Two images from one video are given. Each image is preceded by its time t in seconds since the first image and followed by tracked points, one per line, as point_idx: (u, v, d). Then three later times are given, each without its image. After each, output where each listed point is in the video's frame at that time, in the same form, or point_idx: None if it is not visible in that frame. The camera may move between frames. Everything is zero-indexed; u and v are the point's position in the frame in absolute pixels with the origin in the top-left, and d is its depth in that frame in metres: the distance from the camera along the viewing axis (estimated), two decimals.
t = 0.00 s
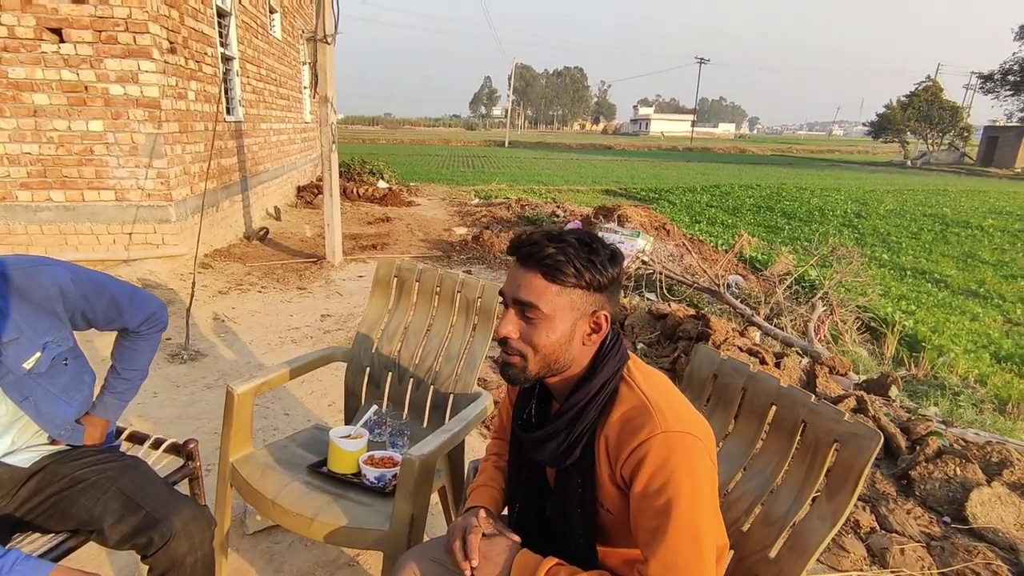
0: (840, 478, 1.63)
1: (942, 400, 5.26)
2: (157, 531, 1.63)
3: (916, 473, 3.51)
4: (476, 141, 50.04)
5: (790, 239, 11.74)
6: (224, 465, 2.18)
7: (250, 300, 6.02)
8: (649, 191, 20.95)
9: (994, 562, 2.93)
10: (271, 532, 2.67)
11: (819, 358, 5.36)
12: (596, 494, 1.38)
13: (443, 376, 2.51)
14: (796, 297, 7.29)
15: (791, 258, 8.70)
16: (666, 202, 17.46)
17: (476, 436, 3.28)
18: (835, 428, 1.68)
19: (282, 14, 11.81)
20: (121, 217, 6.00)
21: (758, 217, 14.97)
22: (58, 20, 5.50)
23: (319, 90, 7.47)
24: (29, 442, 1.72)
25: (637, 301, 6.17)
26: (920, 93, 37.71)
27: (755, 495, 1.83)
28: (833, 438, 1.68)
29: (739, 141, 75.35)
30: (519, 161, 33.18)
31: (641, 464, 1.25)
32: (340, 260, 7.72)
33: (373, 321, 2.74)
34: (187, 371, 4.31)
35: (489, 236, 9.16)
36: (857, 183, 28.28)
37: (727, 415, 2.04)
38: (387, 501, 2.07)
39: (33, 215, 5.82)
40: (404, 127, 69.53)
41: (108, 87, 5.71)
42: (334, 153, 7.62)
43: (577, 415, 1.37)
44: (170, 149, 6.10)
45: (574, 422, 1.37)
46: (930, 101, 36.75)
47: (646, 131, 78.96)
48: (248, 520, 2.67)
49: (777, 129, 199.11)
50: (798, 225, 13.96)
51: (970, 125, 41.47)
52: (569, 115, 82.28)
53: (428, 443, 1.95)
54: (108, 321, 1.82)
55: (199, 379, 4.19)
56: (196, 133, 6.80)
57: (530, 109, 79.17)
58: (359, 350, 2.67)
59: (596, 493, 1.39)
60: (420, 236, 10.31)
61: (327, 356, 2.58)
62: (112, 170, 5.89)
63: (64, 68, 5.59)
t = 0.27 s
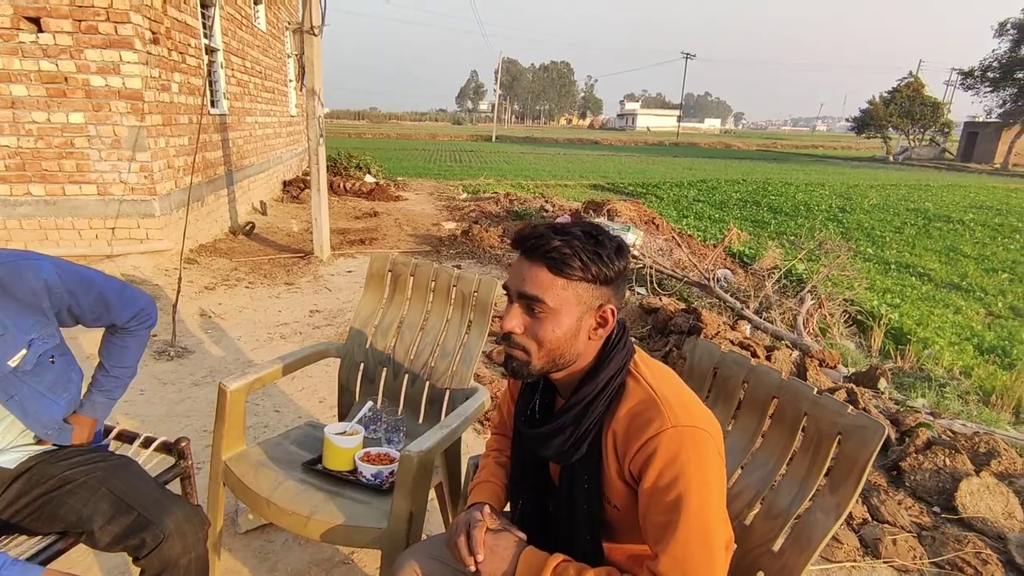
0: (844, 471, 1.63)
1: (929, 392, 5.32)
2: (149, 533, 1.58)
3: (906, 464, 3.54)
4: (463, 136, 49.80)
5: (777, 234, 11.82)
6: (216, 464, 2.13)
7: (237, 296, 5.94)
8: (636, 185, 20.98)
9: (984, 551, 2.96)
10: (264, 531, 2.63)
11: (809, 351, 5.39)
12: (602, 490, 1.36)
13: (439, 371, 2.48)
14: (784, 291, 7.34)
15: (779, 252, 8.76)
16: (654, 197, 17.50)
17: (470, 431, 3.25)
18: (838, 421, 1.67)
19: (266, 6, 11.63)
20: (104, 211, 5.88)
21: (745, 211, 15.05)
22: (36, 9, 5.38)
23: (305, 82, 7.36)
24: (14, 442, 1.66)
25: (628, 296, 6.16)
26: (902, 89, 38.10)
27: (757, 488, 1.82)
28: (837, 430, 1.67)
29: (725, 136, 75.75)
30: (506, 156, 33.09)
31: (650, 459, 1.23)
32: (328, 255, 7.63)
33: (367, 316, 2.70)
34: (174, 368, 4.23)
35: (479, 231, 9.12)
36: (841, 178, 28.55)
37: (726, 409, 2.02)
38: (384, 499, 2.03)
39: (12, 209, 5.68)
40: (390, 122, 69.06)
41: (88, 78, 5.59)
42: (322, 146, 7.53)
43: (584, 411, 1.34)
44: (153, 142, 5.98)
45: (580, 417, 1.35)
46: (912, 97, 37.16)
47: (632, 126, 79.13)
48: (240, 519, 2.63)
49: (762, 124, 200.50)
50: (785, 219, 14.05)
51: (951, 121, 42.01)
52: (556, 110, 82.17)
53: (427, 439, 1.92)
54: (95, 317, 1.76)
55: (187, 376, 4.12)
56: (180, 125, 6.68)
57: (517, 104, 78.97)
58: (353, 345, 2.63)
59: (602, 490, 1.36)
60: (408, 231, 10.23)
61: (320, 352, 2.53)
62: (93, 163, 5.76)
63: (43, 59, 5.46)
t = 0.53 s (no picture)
0: (850, 466, 1.63)
1: (913, 383, 5.39)
2: (149, 538, 1.54)
3: (895, 455, 3.58)
4: (446, 131, 49.50)
5: (760, 228, 11.93)
6: (212, 466, 2.08)
7: (222, 293, 5.83)
8: (620, 180, 21.03)
9: (972, 539, 3.00)
10: (259, 532, 2.58)
11: (796, 344, 5.44)
12: (616, 490, 1.35)
13: (438, 369, 2.45)
14: (770, 285, 7.40)
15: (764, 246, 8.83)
16: (638, 191, 17.55)
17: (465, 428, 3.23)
18: (844, 416, 1.67)
19: None
20: (83, 207, 5.73)
21: (728, 206, 15.16)
22: None
23: (289, 75, 7.24)
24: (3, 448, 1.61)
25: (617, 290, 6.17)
26: (880, 84, 38.62)
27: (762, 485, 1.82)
28: (843, 426, 1.67)
29: (706, 131, 76.28)
30: (490, 150, 32.97)
31: (668, 459, 1.22)
32: (314, 250, 7.53)
33: (363, 313, 2.66)
34: (160, 367, 4.14)
35: (465, 226, 9.07)
36: (820, 172, 28.91)
37: (730, 406, 2.02)
38: (386, 499, 2.00)
39: None
40: (372, 116, 68.46)
41: (65, 70, 5.44)
42: (307, 140, 7.42)
43: (598, 411, 1.33)
44: (134, 136, 5.85)
45: (595, 417, 1.33)
46: (889, 93, 37.69)
47: (615, 120, 79.34)
48: (234, 521, 2.58)
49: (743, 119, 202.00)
50: (767, 214, 14.19)
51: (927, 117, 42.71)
52: (539, 104, 82.06)
53: (431, 438, 1.90)
54: (86, 318, 1.70)
55: (173, 376, 4.03)
56: (160, 119, 6.53)
57: (499, 98, 78.70)
58: (349, 343, 2.59)
59: (616, 490, 1.35)
60: (394, 226, 10.15)
61: (317, 350, 2.49)
62: (71, 157, 5.61)
63: (17, 49, 5.30)
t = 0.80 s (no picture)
0: (855, 464, 1.64)
1: (892, 375, 5.50)
2: (147, 551, 1.49)
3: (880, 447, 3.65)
4: (424, 124, 49.10)
5: (739, 222, 12.07)
6: (206, 474, 2.03)
7: (201, 291, 5.70)
8: (600, 174, 21.09)
9: (955, 528, 3.07)
10: (252, 538, 2.53)
11: (780, 338, 5.51)
12: (632, 494, 1.34)
13: (435, 370, 2.42)
14: (751, 279, 7.48)
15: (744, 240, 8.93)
16: (618, 186, 17.62)
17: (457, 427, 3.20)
18: (848, 414, 1.68)
19: None
20: (54, 204, 5.55)
21: (707, 200, 15.30)
22: None
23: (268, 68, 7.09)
24: None
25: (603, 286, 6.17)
26: (851, 80, 39.26)
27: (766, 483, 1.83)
28: (847, 424, 1.68)
29: (683, 125, 76.89)
30: (469, 144, 32.79)
31: (687, 463, 1.21)
32: (295, 247, 7.41)
33: (357, 314, 2.61)
34: (140, 369, 4.03)
35: (448, 221, 9.00)
36: (794, 166, 29.35)
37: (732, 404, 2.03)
38: (387, 504, 1.97)
39: None
40: (348, 109, 67.62)
41: (34, 62, 5.25)
42: (286, 135, 7.27)
43: (615, 416, 1.32)
44: (106, 130, 5.68)
45: (611, 422, 1.32)
46: (860, 88, 38.33)
47: (592, 114, 79.54)
48: (226, 527, 2.52)
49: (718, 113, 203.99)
50: (745, 208, 14.36)
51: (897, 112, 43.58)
52: (516, 98, 81.86)
53: (435, 441, 1.87)
54: (75, 324, 1.64)
55: (155, 378, 3.93)
56: (134, 113, 6.35)
57: (477, 91, 78.31)
58: (344, 345, 2.54)
59: (632, 494, 1.34)
60: (375, 221, 10.04)
61: (311, 352, 2.44)
62: (41, 153, 5.43)
63: None
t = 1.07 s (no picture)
0: (845, 456, 1.66)
1: (865, 363, 5.62)
2: (133, 563, 1.42)
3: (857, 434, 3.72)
4: (397, 116, 48.55)
5: (713, 214, 12.21)
6: (190, 480, 1.97)
7: (174, 289, 5.56)
8: (575, 166, 21.13)
9: (929, 512, 3.16)
10: (236, 542, 2.48)
11: (757, 329, 5.59)
12: (633, 494, 1.33)
13: (422, 368, 2.39)
14: (727, 270, 7.57)
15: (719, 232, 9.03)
16: (593, 178, 17.68)
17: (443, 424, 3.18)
18: (839, 408, 1.69)
19: None
20: (15, 199, 5.35)
21: (681, 192, 15.45)
22: None
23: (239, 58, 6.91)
24: None
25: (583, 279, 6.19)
26: (819, 73, 39.91)
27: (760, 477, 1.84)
28: (837, 417, 1.69)
29: (656, 117, 77.38)
30: (443, 136, 32.56)
31: (690, 463, 1.20)
32: (269, 242, 7.26)
33: (341, 312, 2.56)
34: (113, 370, 3.91)
35: (425, 214, 8.93)
36: (765, 158, 29.83)
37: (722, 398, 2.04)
38: (378, 505, 1.94)
39: None
40: (320, 100, 66.51)
41: None
42: (259, 127, 7.11)
43: (615, 416, 1.31)
44: (69, 122, 5.50)
45: (611, 423, 1.31)
46: (827, 81, 39.00)
47: (566, 106, 79.63)
48: (210, 531, 2.46)
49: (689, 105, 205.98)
50: (719, 200, 14.54)
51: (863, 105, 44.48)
52: (490, 90, 81.46)
53: (427, 441, 1.84)
54: (50, 329, 1.57)
55: (128, 379, 3.81)
56: (98, 104, 6.14)
57: (450, 83, 77.71)
58: (328, 344, 2.50)
59: (633, 494, 1.33)
60: (350, 215, 9.90)
61: (295, 353, 2.39)
62: None
63: None
